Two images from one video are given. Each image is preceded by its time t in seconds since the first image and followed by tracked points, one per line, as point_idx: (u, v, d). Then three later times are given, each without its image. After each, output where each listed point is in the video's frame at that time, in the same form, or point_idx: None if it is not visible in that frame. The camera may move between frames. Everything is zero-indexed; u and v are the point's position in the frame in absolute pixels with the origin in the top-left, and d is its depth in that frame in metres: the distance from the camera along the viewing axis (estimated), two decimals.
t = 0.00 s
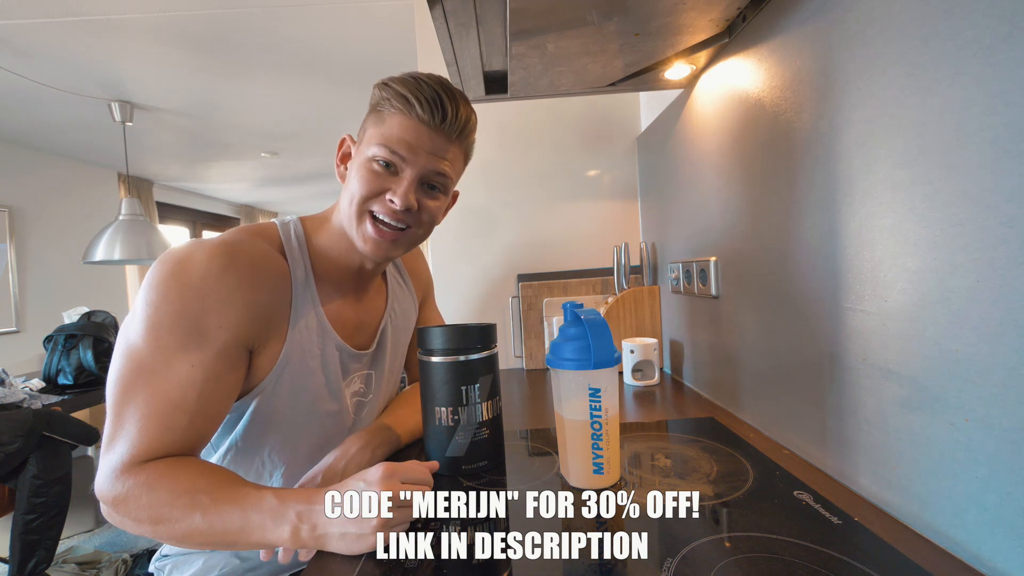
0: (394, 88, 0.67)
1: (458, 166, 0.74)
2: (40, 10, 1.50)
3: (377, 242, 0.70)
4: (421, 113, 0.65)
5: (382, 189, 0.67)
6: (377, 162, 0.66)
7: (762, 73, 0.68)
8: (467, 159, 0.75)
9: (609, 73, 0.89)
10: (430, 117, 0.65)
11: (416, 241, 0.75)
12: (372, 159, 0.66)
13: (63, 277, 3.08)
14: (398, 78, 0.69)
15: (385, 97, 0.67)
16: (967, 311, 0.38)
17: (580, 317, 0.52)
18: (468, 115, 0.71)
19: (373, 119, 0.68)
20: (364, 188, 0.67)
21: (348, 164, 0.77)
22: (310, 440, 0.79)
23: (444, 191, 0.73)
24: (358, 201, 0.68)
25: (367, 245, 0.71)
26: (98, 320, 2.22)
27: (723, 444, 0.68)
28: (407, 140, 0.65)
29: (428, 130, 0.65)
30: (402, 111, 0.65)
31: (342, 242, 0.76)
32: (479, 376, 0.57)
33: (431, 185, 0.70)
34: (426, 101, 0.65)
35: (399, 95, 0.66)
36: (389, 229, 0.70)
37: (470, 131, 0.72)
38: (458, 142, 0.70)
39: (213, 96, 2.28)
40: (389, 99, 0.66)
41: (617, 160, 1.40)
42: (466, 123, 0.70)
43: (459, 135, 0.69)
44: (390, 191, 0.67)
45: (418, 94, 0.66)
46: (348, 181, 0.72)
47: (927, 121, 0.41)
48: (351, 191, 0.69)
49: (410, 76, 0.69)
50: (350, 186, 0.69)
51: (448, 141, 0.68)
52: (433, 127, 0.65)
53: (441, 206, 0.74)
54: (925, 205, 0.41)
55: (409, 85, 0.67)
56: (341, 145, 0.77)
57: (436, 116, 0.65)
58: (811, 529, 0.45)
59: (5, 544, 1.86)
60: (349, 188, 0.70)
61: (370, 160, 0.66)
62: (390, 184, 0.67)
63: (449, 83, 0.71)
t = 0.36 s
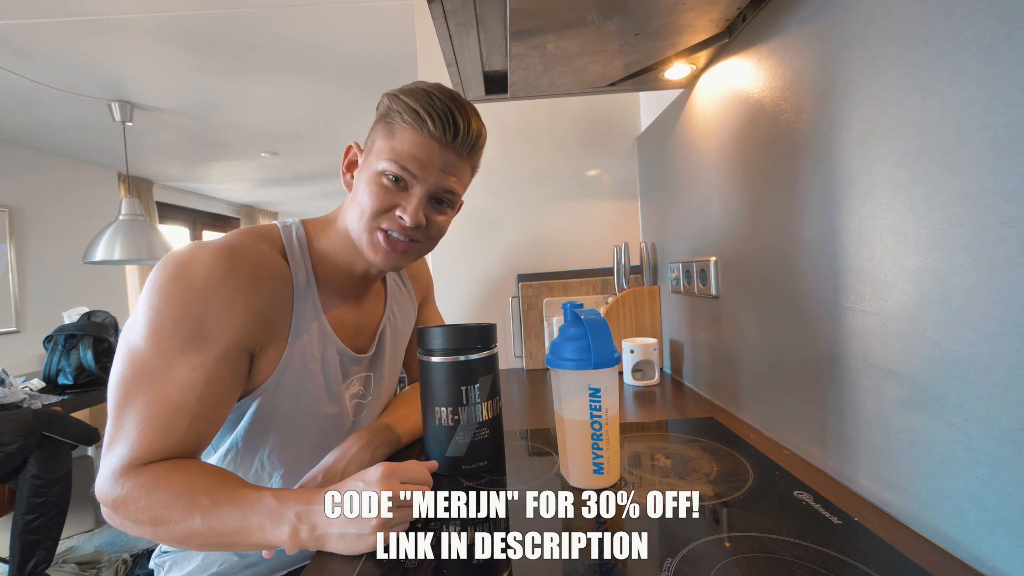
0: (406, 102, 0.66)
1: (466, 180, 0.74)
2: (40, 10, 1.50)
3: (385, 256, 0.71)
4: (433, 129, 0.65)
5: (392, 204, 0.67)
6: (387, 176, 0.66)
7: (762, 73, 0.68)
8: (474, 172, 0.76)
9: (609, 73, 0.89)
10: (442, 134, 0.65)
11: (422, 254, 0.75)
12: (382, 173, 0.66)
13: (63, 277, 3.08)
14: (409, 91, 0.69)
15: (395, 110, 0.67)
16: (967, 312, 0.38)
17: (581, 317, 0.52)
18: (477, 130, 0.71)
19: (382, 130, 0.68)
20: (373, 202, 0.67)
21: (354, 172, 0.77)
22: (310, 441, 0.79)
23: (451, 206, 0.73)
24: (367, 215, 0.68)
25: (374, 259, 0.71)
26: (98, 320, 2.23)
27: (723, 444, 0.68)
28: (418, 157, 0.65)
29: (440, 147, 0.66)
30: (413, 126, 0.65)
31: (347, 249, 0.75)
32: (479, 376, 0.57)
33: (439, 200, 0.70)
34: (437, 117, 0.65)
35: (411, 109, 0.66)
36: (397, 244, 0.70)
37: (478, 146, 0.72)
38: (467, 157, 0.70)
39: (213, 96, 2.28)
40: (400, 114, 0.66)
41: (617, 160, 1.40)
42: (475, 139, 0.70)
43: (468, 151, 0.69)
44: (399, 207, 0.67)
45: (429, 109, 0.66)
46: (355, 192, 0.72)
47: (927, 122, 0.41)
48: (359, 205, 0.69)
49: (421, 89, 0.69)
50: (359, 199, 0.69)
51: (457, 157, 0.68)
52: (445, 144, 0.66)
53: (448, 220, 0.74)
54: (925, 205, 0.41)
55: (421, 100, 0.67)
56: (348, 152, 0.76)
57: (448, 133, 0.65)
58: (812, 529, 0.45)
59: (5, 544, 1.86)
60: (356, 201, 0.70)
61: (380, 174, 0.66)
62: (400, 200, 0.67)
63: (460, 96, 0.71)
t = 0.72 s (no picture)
0: (405, 106, 0.67)
1: (464, 185, 0.74)
2: (40, 9, 1.50)
3: (383, 260, 0.70)
4: (432, 134, 0.65)
5: (389, 209, 0.66)
6: (385, 180, 0.66)
7: (762, 73, 0.68)
8: (472, 178, 0.76)
9: (609, 73, 0.89)
10: (441, 139, 0.65)
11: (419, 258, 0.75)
12: (380, 177, 0.66)
13: (63, 277, 3.08)
14: (408, 95, 0.69)
15: (395, 114, 0.67)
16: (967, 312, 0.38)
17: (581, 317, 0.52)
18: (476, 135, 0.71)
19: (382, 133, 0.68)
20: (372, 206, 0.66)
21: (353, 174, 0.77)
22: (309, 441, 0.79)
23: (449, 210, 0.73)
24: (365, 218, 0.68)
25: (372, 263, 0.71)
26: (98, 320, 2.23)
27: (723, 444, 0.68)
28: (417, 162, 0.64)
29: (439, 152, 0.66)
30: (412, 130, 0.65)
31: (345, 250, 0.75)
32: (479, 376, 0.57)
33: (437, 205, 0.70)
34: (437, 121, 0.66)
35: (410, 113, 0.66)
36: (395, 248, 0.69)
37: (477, 151, 0.73)
38: (466, 162, 0.71)
39: (213, 96, 2.27)
40: (399, 118, 0.66)
41: (617, 160, 1.40)
42: (474, 144, 0.71)
43: (466, 156, 0.70)
44: (397, 212, 0.67)
45: (429, 113, 0.66)
46: (353, 195, 0.71)
47: (927, 122, 0.41)
48: (357, 209, 0.69)
49: (421, 93, 0.69)
50: (357, 202, 0.69)
51: (456, 162, 0.68)
52: (444, 149, 0.66)
53: (446, 225, 0.74)
54: (924, 205, 0.41)
55: (420, 104, 0.67)
56: (347, 155, 0.77)
57: (447, 138, 0.66)
58: (811, 529, 0.45)
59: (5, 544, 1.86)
60: (354, 204, 0.70)
61: (378, 178, 0.66)
62: (398, 205, 0.66)
63: (459, 101, 0.71)
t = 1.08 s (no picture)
0: (409, 99, 0.67)
1: (464, 179, 0.75)
2: (40, 10, 1.50)
3: (382, 249, 0.71)
4: (434, 128, 0.65)
5: (391, 198, 0.67)
6: (387, 170, 0.66)
7: (762, 73, 0.68)
8: (472, 171, 0.76)
9: (609, 73, 0.89)
10: (443, 133, 0.66)
11: (417, 249, 0.75)
12: (382, 167, 0.66)
13: (63, 277, 3.08)
14: (411, 88, 0.69)
15: (398, 107, 0.67)
16: (966, 312, 0.38)
17: (581, 317, 0.52)
18: (477, 130, 0.72)
19: (384, 126, 0.68)
20: (373, 196, 0.67)
21: (355, 166, 0.77)
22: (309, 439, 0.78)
23: (448, 203, 0.74)
24: (366, 207, 0.68)
25: (372, 251, 0.71)
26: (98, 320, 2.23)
27: (723, 444, 0.68)
28: (418, 153, 0.65)
29: (441, 145, 0.66)
30: (415, 123, 0.65)
31: (345, 240, 0.76)
32: (479, 376, 0.57)
33: (437, 197, 0.71)
34: (439, 115, 0.66)
35: (413, 107, 0.66)
36: (394, 237, 0.70)
37: (477, 145, 0.73)
38: (465, 156, 0.71)
39: (213, 96, 2.27)
40: (402, 109, 0.66)
41: (617, 160, 1.40)
42: (475, 138, 0.71)
43: (466, 150, 0.70)
44: (398, 201, 0.67)
45: (432, 107, 0.66)
46: (354, 185, 0.71)
47: (927, 122, 0.41)
48: (358, 198, 0.69)
49: (424, 87, 0.69)
50: (358, 192, 0.69)
51: (456, 155, 0.69)
52: (445, 142, 0.66)
53: (445, 217, 0.74)
54: (924, 206, 0.41)
55: (423, 98, 0.67)
56: (349, 147, 0.77)
57: (448, 132, 0.66)
58: (810, 528, 0.45)
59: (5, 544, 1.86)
60: (355, 194, 0.70)
61: (380, 168, 0.66)
62: (399, 194, 0.67)
63: (461, 96, 0.71)
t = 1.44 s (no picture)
0: (418, 106, 0.67)
1: (470, 186, 0.75)
2: (39, 10, 1.50)
3: (387, 254, 0.71)
4: (443, 136, 0.65)
5: (398, 204, 0.67)
6: (395, 176, 0.66)
7: (762, 73, 0.68)
8: (478, 179, 0.76)
9: (609, 73, 0.89)
10: (452, 141, 0.66)
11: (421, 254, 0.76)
12: (389, 174, 0.66)
13: (63, 277, 3.08)
14: (422, 95, 0.69)
15: (408, 113, 0.67)
16: (966, 312, 0.38)
17: (581, 317, 0.52)
18: (484, 138, 0.72)
19: (393, 132, 0.68)
20: (380, 201, 0.67)
21: (362, 168, 0.77)
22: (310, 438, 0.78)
23: (453, 209, 0.74)
24: (372, 212, 0.68)
25: (377, 255, 0.71)
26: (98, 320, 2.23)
27: (723, 444, 0.68)
28: (426, 161, 0.65)
29: (449, 154, 0.66)
30: (424, 131, 0.65)
31: (350, 242, 0.76)
32: (479, 376, 0.57)
33: (443, 203, 0.71)
34: (448, 124, 0.66)
35: (423, 114, 0.66)
36: (399, 243, 0.70)
37: (484, 154, 0.73)
38: (472, 164, 0.71)
39: (213, 96, 2.27)
40: (412, 117, 0.66)
41: (617, 160, 1.40)
42: (482, 147, 0.71)
43: (474, 159, 0.70)
44: (404, 207, 0.67)
45: (441, 115, 0.66)
46: (361, 188, 0.71)
47: (927, 122, 0.41)
48: (365, 202, 0.69)
49: (434, 94, 0.69)
50: (364, 196, 0.69)
51: (463, 164, 0.69)
52: (453, 151, 0.66)
53: (449, 224, 0.75)
54: (924, 206, 0.41)
55: (433, 105, 0.67)
56: (358, 150, 0.77)
57: (457, 140, 0.66)
58: (810, 528, 0.45)
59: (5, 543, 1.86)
60: (362, 198, 0.70)
61: (388, 174, 0.66)
62: (406, 201, 0.67)
63: (471, 106, 0.71)
